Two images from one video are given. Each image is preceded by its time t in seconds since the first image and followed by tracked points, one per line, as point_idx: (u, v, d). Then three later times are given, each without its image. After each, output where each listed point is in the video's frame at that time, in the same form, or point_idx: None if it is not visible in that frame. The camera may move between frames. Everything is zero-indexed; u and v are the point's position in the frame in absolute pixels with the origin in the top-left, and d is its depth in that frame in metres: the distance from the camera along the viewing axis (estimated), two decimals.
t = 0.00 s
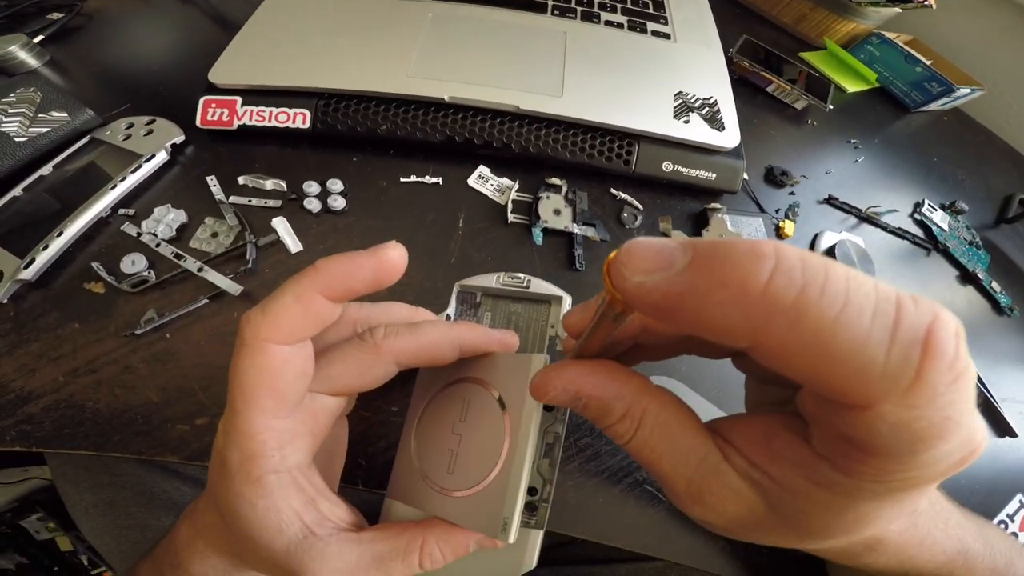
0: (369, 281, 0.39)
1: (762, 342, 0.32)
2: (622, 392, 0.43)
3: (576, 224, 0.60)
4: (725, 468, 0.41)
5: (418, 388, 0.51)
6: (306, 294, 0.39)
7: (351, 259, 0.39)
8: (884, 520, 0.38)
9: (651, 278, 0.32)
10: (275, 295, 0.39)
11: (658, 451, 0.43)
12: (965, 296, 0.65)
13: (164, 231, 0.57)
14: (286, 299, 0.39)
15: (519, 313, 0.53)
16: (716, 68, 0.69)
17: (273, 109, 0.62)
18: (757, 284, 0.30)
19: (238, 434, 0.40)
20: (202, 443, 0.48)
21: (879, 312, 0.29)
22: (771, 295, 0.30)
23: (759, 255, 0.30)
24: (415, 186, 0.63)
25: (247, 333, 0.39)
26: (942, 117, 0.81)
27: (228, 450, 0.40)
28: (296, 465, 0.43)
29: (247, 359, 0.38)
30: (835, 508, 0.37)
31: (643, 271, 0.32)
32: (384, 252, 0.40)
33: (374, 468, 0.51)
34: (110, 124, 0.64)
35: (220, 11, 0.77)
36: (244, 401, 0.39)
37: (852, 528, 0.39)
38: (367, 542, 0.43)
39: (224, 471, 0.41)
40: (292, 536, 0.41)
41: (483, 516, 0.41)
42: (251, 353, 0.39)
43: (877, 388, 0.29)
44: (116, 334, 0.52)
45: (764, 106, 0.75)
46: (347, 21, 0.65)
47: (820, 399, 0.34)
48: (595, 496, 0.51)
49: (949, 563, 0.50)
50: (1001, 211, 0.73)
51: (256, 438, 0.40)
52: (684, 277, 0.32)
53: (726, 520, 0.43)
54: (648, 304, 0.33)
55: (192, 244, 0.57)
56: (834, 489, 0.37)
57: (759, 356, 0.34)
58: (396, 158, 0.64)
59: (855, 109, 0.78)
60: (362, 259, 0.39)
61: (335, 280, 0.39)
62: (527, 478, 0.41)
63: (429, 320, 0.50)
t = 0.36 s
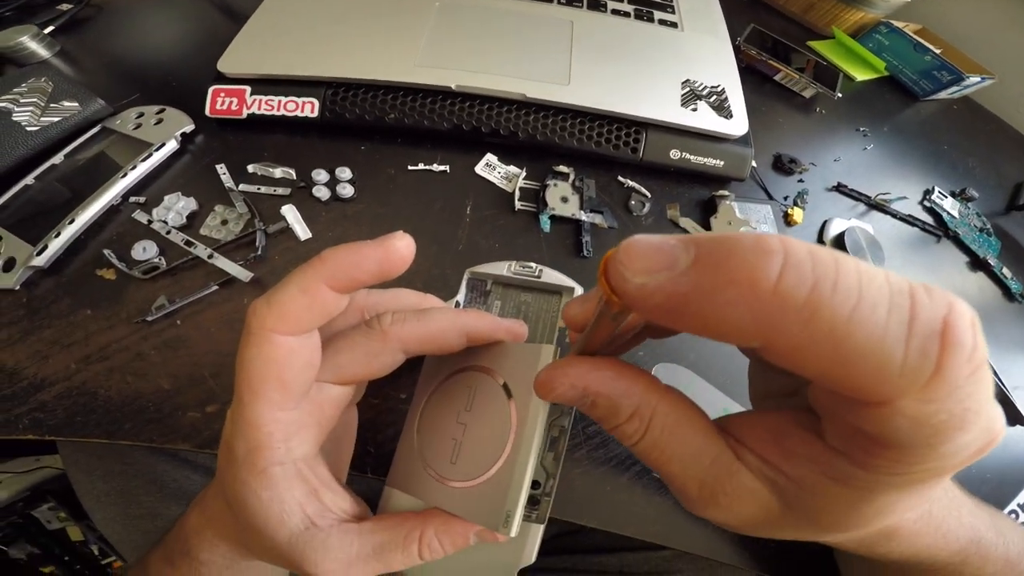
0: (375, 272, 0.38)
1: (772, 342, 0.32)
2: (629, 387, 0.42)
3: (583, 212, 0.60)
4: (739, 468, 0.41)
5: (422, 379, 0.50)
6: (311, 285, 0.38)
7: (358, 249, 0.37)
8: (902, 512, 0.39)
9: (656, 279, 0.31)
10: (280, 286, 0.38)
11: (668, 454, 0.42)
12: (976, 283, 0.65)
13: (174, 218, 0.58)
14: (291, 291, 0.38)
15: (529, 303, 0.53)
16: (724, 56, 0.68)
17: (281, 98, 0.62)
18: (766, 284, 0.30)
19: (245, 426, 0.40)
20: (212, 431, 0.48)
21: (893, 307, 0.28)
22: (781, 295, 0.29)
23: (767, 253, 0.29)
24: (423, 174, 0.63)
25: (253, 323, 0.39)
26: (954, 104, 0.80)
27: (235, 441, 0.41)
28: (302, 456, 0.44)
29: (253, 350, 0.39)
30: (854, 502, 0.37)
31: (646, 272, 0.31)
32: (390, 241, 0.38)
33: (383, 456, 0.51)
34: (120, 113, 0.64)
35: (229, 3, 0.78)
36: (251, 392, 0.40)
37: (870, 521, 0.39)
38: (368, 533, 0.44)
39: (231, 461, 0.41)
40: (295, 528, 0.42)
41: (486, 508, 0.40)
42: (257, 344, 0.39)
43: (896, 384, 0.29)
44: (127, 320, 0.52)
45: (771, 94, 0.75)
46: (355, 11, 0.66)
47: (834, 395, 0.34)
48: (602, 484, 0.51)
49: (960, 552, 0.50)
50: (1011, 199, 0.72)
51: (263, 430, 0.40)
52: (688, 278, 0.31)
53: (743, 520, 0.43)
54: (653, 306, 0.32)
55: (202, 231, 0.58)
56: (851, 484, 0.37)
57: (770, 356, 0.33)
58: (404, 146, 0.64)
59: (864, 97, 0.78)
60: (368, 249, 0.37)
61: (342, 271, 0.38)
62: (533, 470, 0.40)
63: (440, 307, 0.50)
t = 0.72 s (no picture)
0: (387, 274, 0.38)
1: (780, 339, 0.30)
2: (634, 377, 0.42)
3: (587, 208, 0.61)
4: (749, 458, 0.41)
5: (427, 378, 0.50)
6: (322, 287, 0.38)
7: (369, 250, 0.37)
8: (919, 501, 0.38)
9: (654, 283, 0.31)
10: (292, 288, 0.38)
11: (676, 443, 0.42)
12: (981, 278, 0.65)
13: (181, 215, 0.58)
14: (303, 293, 0.38)
15: (534, 301, 0.54)
16: (727, 52, 0.68)
17: (287, 96, 0.63)
18: (764, 281, 0.28)
19: (255, 425, 0.40)
20: (219, 426, 0.48)
21: (897, 294, 0.27)
22: (780, 290, 0.28)
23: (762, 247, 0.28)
24: (428, 171, 0.63)
25: (263, 325, 0.39)
26: (958, 100, 0.80)
27: (245, 439, 0.41)
28: (310, 454, 0.44)
29: (264, 352, 0.39)
30: (871, 495, 0.36)
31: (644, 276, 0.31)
32: (400, 242, 0.38)
33: (388, 451, 0.51)
34: (127, 111, 0.65)
35: (234, 2, 0.79)
36: (261, 393, 0.40)
37: (887, 512, 0.38)
38: (375, 530, 0.44)
39: (241, 458, 0.42)
40: (302, 525, 0.42)
41: (492, 507, 0.40)
42: (268, 345, 0.39)
43: (908, 374, 0.28)
44: (135, 316, 0.53)
45: (773, 91, 0.76)
46: (359, 9, 0.66)
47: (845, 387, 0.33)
48: (606, 479, 0.51)
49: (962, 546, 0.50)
50: (1015, 194, 0.72)
51: (272, 428, 0.41)
52: (687, 281, 0.30)
53: (755, 514, 0.42)
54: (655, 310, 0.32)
55: (210, 228, 0.58)
56: (866, 476, 0.36)
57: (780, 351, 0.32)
58: (408, 144, 0.65)
59: (868, 93, 0.78)
60: (378, 250, 0.37)
61: (352, 272, 0.38)
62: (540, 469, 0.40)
63: (451, 306, 0.50)
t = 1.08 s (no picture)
0: (388, 275, 0.37)
1: (793, 363, 0.30)
2: (639, 383, 0.42)
3: (590, 207, 0.61)
4: (756, 468, 0.41)
5: (427, 379, 0.50)
6: (322, 287, 0.38)
7: (369, 250, 0.37)
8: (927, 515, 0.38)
9: (664, 308, 0.31)
10: (293, 289, 0.38)
11: (683, 452, 0.42)
12: (986, 278, 0.64)
13: (185, 214, 0.58)
14: (303, 294, 0.38)
15: (536, 300, 0.54)
16: (731, 51, 0.68)
17: (290, 95, 0.63)
18: (777, 305, 0.28)
19: (257, 426, 0.40)
20: (223, 426, 0.48)
21: (912, 318, 0.27)
22: (793, 314, 0.28)
23: (775, 272, 0.28)
24: (431, 170, 0.63)
25: (264, 326, 0.39)
26: (963, 100, 0.80)
27: (247, 440, 0.41)
28: (313, 455, 0.44)
29: (264, 353, 0.39)
30: (881, 510, 0.37)
31: (653, 301, 0.31)
32: (401, 242, 0.37)
33: (391, 451, 0.51)
34: (131, 110, 0.65)
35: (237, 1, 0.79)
36: (262, 395, 0.40)
37: (895, 526, 0.39)
38: (378, 531, 0.44)
39: (243, 459, 0.42)
40: (306, 526, 0.42)
41: (497, 509, 0.40)
42: (269, 346, 0.39)
43: (924, 396, 0.28)
44: (138, 315, 0.53)
45: (777, 90, 0.75)
46: (362, 8, 0.66)
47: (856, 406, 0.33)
48: (609, 479, 0.51)
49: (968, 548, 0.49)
50: (1020, 194, 0.72)
51: (275, 430, 0.41)
52: (696, 305, 0.30)
53: (762, 526, 0.42)
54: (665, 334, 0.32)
55: (213, 227, 0.58)
56: (877, 491, 0.36)
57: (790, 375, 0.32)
58: (411, 143, 0.65)
59: (872, 92, 0.78)
60: (379, 251, 0.37)
61: (353, 273, 0.37)
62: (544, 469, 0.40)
63: (452, 306, 0.50)
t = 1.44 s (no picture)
0: (387, 280, 0.38)
1: (793, 343, 0.32)
2: (650, 376, 0.42)
3: (591, 209, 0.61)
4: (771, 460, 0.41)
5: (428, 382, 0.50)
6: (321, 295, 0.38)
7: (368, 257, 0.37)
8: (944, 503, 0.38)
9: (667, 294, 0.33)
10: (291, 297, 0.38)
11: (696, 444, 0.42)
12: (986, 277, 0.65)
13: (190, 217, 0.59)
14: (301, 303, 0.38)
15: (537, 303, 0.54)
16: (730, 52, 0.69)
17: (293, 98, 0.64)
18: (774, 288, 0.30)
19: (260, 431, 0.41)
20: (228, 427, 0.49)
21: (900, 295, 0.29)
22: (790, 297, 0.30)
23: (770, 259, 0.30)
24: (433, 172, 0.64)
25: (264, 333, 0.39)
26: (963, 100, 0.80)
27: (250, 444, 0.41)
28: (315, 459, 0.44)
29: (264, 359, 0.39)
30: (900, 494, 0.37)
31: (655, 288, 0.32)
32: (399, 249, 0.38)
33: (394, 451, 0.52)
34: (135, 113, 0.66)
35: (240, 4, 0.79)
36: (264, 401, 0.40)
37: (913, 514, 0.39)
38: (380, 532, 0.44)
39: (247, 462, 0.42)
40: (309, 528, 0.43)
41: (497, 511, 0.40)
42: (269, 353, 0.39)
43: (919, 371, 0.29)
44: (144, 317, 0.54)
45: (777, 91, 0.76)
46: (364, 12, 0.67)
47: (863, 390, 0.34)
48: (611, 479, 0.51)
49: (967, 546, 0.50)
50: (1020, 194, 0.72)
51: (277, 433, 0.41)
52: (699, 291, 0.32)
53: (780, 521, 0.42)
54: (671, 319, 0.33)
55: (217, 230, 0.59)
56: (895, 475, 0.36)
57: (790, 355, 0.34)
58: (413, 145, 0.65)
59: (871, 93, 0.78)
60: (378, 258, 0.37)
61: (351, 280, 0.38)
62: (544, 473, 0.40)
63: (453, 309, 0.51)
